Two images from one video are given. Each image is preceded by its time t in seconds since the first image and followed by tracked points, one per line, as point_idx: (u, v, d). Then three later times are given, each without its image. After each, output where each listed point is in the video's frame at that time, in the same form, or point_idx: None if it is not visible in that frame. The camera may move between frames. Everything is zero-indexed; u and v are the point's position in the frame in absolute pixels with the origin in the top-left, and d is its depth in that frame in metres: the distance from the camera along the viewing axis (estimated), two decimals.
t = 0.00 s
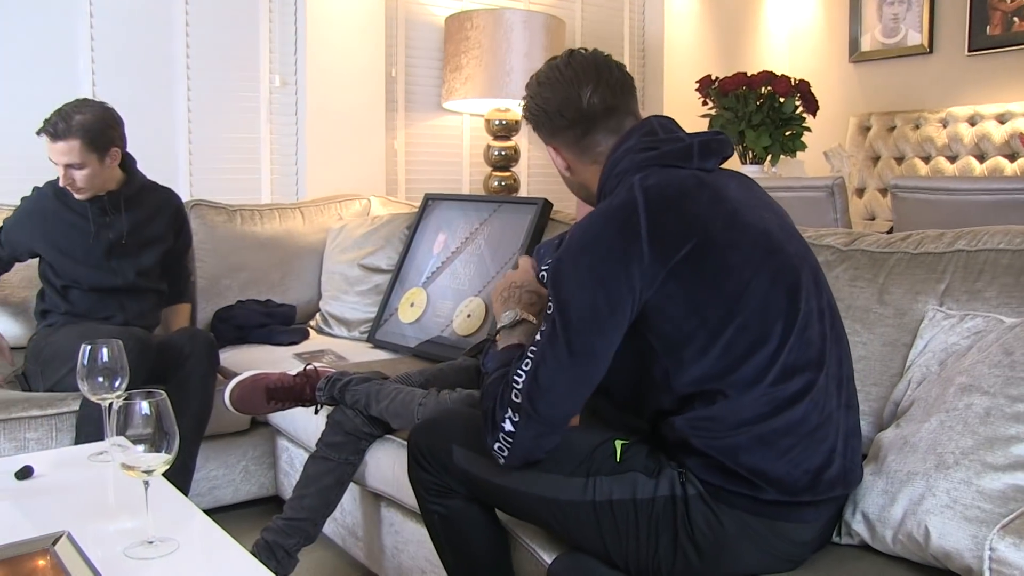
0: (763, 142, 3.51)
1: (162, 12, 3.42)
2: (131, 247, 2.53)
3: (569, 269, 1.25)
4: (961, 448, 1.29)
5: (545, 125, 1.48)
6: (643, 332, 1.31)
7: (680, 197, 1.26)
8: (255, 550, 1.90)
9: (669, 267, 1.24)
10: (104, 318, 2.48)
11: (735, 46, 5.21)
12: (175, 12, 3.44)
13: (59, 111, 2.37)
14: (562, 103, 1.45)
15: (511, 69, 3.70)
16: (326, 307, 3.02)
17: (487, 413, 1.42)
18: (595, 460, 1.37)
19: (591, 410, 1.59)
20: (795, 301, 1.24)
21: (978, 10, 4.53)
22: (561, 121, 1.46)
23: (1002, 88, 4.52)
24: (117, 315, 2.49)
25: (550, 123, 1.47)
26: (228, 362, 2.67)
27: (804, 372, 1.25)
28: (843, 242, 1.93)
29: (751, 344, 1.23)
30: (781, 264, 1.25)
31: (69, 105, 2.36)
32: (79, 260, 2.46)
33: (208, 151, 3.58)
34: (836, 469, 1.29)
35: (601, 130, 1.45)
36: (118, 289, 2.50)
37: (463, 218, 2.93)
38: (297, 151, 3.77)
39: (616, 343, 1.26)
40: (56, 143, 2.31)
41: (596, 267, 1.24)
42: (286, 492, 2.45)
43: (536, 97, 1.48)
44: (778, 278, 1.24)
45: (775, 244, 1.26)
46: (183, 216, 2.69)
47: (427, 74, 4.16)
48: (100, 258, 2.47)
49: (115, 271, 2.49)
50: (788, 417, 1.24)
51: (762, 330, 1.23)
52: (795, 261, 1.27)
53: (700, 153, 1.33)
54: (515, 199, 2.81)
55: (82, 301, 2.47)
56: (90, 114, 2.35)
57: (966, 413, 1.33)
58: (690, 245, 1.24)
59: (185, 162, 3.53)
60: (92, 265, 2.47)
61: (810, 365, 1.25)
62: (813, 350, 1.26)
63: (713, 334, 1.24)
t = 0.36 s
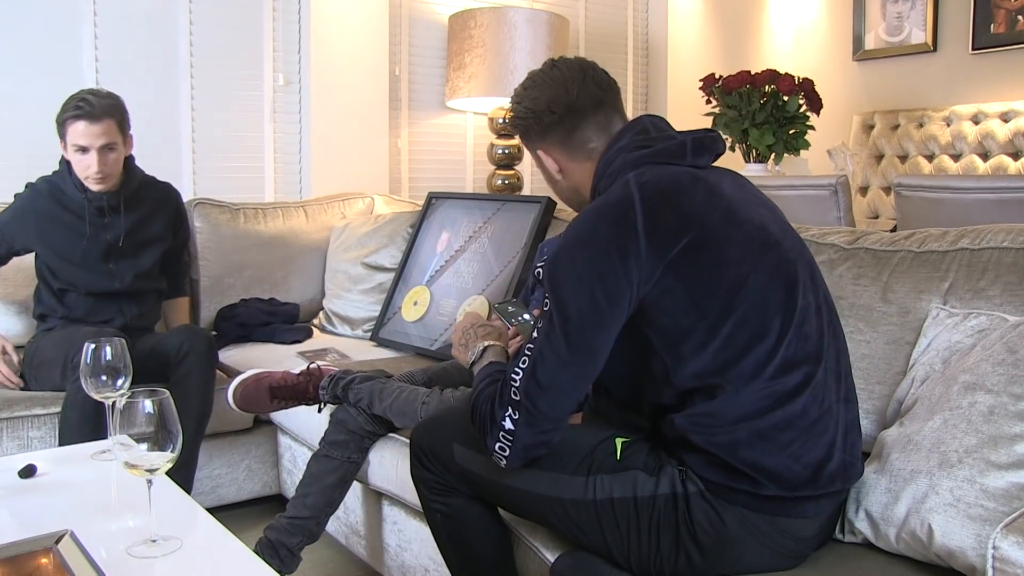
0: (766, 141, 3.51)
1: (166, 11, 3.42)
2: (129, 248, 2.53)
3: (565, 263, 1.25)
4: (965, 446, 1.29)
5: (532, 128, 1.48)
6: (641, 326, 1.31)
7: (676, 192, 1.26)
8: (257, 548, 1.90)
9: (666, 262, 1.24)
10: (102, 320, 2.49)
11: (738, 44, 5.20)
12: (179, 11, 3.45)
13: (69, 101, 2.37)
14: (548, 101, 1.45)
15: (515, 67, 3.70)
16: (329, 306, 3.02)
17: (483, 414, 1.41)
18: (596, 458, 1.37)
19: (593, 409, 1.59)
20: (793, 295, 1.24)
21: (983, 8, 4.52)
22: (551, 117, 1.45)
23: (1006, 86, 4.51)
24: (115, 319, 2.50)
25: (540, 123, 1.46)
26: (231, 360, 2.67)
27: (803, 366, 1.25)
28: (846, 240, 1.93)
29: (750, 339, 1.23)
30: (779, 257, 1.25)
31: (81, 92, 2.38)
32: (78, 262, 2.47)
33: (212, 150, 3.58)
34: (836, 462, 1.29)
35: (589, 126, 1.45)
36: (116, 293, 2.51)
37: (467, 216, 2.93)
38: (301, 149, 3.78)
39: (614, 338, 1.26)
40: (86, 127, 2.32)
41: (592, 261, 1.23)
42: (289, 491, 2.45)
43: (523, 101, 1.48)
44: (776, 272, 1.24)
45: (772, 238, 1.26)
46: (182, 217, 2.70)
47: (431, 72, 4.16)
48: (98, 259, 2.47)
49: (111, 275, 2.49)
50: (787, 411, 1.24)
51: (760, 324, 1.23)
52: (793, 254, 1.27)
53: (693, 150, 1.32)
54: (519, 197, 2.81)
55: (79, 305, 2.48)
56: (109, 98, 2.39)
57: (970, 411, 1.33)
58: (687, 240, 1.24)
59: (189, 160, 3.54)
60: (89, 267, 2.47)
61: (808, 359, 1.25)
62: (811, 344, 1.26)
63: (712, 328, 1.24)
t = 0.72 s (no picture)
0: (766, 141, 3.51)
1: (167, 10, 3.42)
2: (148, 253, 2.53)
3: (570, 268, 1.24)
4: (966, 446, 1.29)
5: (537, 116, 1.46)
6: (644, 330, 1.31)
7: (681, 195, 1.26)
8: (258, 547, 1.90)
9: (672, 266, 1.24)
10: (112, 321, 2.47)
11: (738, 44, 5.20)
12: (179, 11, 3.45)
13: (106, 100, 2.40)
14: (557, 89, 1.44)
15: (515, 67, 3.70)
16: (330, 306, 3.02)
17: (483, 417, 1.41)
18: (597, 459, 1.37)
19: (593, 410, 1.59)
20: (797, 298, 1.24)
21: (983, 8, 4.51)
22: (559, 104, 1.44)
23: (1007, 86, 4.51)
24: (125, 321, 2.48)
25: (546, 109, 1.45)
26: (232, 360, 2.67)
27: (807, 369, 1.25)
28: (847, 240, 1.93)
29: (756, 342, 1.23)
30: (784, 260, 1.25)
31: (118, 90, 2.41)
32: (94, 261, 2.46)
33: (212, 149, 3.59)
34: (838, 465, 1.29)
35: (596, 117, 1.45)
36: (126, 297, 2.49)
37: (467, 216, 2.93)
38: (301, 149, 3.78)
39: (618, 342, 1.26)
40: (131, 122, 2.35)
41: (598, 266, 1.23)
42: (289, 491, 2.45)
43: (529, 88, 1.47)
44: (781, 275, 1.24)
45: (777, 240, 1.26)
46: (200, 228, 2.69)
47: (431, 72, 4.16)
48: (117, 261, 2.47)
49: (127, 278, 2.49)
50: (791, 415, 1.24)
51: (765, 327, 1.23)
52: (797, 257, 1.27)
53: (697, 151, 1.33)
54: (519, 197, 2.81)
55: (90, 303, 2.46)
56: (147, 96, 2.44)
57: (970, 411, 1.33)
58: (693, 243, 1.24)
59: (190, 161, 3.54)
60: (107, 268, 2.47)
61: (812, 363, 1.26)
62: (815, 347, 1.26)
63: (717, 332, 1.24)
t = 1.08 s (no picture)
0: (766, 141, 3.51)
1: (166, 10, 3.42)
2: (156, 255, 2.54)
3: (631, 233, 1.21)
4: (965, 446, 1.29)
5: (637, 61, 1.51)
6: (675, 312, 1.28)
7: (734, 181, 1.26)
8: (257, 547, 1.90)
9: (726, 246, 1.23)
10: (114, 319, 2.47)
11: (738, 44, 5.20)
12: (179, 11, 3.45)
13: (126, 100, 2.41)
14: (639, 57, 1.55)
15: (515, 68, 3.70)
16: (330, 306, 3.02)
17: (508, 386, 1.36)
18: (602, 461, 1.37)
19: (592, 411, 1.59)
20: (830, 293, 1.29)
21: (982, 8, 4.52)
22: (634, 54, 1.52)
23: (1006, 86, 4.51)
24: (127, 319, 2.48)
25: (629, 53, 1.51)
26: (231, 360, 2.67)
27: (833, 362, 1.27)
28: (847, 240, 1.93)
29: (793, 333, 1.24)
30: (818, 256, 1.29)
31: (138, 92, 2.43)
32: (100, 259, 2.46)
33: (213, 150, 3.59)
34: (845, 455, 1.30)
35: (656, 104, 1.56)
36: (127, 296, 2.49)
37: (467, 216, 2.93)
38: (301, 149, 3.78)
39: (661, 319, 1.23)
40: (153, 124, 2.37)
41: (659, 234, 1.20)
42: (289, 491, 2.45)
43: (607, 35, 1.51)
44: (816, 270, 1.27)
45: (811, 238, 1.30)
46: (207, 232, 2.70)
47: (431, 72, 4.16)
48: (125, 262, 2.47)
49: (133, 278, 2.49)
50: (815, 408, 1.25)
51: (804, 317, 1.24)
52: (825, 256, 1.31)
53: (742, 145, 1.35)
54: (520, 197, 2.81)
55: (94, 300, 2.46)
56: (166, 98, 2.45)
57: (970, 411, 1.33)
58: (746, 226, 1.23)
59: (189, 161, 3.54)
60: (112, 267, 2.47)
61: (836, 356, 1.28)
62: (839, 342, 1.29)
63: (759, 319, 1.23)
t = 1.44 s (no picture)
0: (766, 141, 3.50)
1: (166, 10, 3.42)
2: (139, 248, 2.54)
3: (684, 238, 1.14)
4: (964, 447, 1.29)
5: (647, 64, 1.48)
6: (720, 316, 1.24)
7: (767, 182, 1.23)
8: (257, 547, 1.90)
9: (767, 249, 1.19)
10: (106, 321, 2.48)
11: (738, 43, 5.20)
12: (179, 11, 3.45)
13: (101, 94, 2.46)
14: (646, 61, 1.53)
15: (515, 68, 3.70)
16: (330, 306, 3.02)
17: (554, 405, 1.28)
18: (615, 466, 1.38)
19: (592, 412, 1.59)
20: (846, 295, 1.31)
21: (982, 8, 4.52)
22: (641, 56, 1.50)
23: (1006, 86, 4.51)
24: (119, 320, 2.49)
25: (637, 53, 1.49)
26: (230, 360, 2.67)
27: (852, 362, 1.29)
28: (847, 240, 1.93)
29: (820, 336, 1.24)
30: (834, 259, 1.30)
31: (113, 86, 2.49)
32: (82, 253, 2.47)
33: (213, 149, 3.59)
34: (857, 450, 1.29)
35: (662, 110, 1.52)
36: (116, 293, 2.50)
37: (467, 216, 2.93)
38: (301, 149, 3.78)
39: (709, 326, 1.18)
40: (131, 111, 2.41)
41: (714, 238, 1.14)
42: (289, 491, 2.45)
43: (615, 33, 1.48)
44: (834, 273, 1.28)
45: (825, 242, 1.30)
46: (191, 228, 2.70)
47: (430, 71, 4.15)
48: (108, 256, 2.48)
49: (119, 273, 2.49)
50: (841, 406, 1.26)
51: (832, 320, 1.25)
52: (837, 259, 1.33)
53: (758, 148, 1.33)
54: (519, 198, 2.82)
55: (83, 303, 2.47)
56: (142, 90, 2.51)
57: (969, 411, 1.33)
58: (782, 229, 1.21)
59: (189, 161, 3.54)
60: (98, 263, 2.47)
61: (854, 357, 1.30)
62: (855, 344, 1.30)
63: (792, 323, 1.22)
